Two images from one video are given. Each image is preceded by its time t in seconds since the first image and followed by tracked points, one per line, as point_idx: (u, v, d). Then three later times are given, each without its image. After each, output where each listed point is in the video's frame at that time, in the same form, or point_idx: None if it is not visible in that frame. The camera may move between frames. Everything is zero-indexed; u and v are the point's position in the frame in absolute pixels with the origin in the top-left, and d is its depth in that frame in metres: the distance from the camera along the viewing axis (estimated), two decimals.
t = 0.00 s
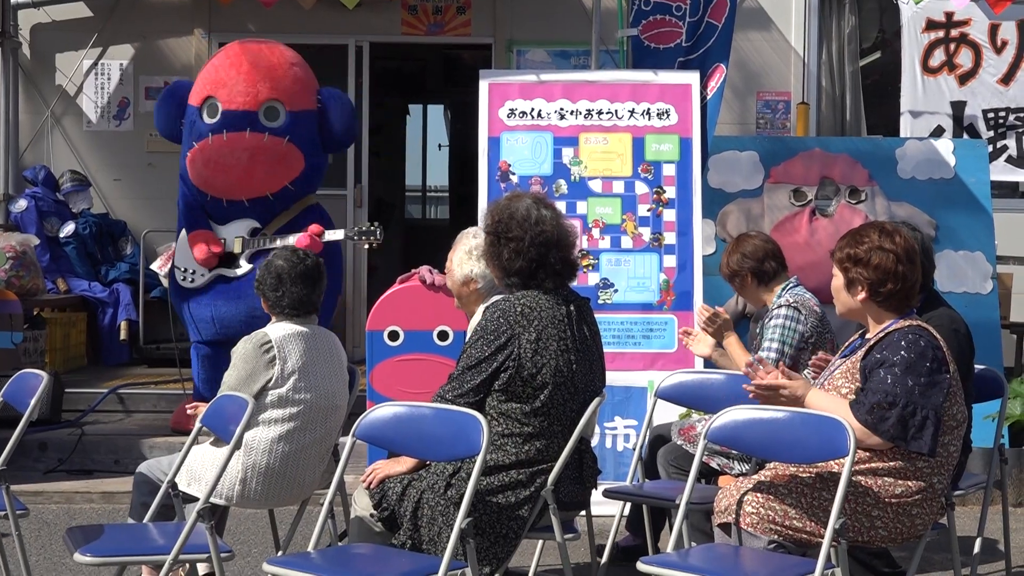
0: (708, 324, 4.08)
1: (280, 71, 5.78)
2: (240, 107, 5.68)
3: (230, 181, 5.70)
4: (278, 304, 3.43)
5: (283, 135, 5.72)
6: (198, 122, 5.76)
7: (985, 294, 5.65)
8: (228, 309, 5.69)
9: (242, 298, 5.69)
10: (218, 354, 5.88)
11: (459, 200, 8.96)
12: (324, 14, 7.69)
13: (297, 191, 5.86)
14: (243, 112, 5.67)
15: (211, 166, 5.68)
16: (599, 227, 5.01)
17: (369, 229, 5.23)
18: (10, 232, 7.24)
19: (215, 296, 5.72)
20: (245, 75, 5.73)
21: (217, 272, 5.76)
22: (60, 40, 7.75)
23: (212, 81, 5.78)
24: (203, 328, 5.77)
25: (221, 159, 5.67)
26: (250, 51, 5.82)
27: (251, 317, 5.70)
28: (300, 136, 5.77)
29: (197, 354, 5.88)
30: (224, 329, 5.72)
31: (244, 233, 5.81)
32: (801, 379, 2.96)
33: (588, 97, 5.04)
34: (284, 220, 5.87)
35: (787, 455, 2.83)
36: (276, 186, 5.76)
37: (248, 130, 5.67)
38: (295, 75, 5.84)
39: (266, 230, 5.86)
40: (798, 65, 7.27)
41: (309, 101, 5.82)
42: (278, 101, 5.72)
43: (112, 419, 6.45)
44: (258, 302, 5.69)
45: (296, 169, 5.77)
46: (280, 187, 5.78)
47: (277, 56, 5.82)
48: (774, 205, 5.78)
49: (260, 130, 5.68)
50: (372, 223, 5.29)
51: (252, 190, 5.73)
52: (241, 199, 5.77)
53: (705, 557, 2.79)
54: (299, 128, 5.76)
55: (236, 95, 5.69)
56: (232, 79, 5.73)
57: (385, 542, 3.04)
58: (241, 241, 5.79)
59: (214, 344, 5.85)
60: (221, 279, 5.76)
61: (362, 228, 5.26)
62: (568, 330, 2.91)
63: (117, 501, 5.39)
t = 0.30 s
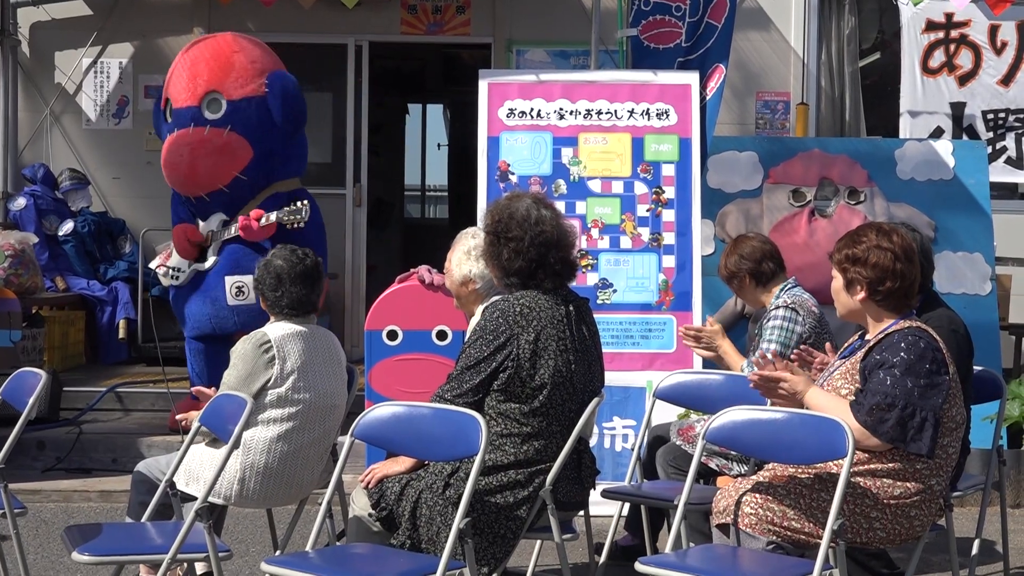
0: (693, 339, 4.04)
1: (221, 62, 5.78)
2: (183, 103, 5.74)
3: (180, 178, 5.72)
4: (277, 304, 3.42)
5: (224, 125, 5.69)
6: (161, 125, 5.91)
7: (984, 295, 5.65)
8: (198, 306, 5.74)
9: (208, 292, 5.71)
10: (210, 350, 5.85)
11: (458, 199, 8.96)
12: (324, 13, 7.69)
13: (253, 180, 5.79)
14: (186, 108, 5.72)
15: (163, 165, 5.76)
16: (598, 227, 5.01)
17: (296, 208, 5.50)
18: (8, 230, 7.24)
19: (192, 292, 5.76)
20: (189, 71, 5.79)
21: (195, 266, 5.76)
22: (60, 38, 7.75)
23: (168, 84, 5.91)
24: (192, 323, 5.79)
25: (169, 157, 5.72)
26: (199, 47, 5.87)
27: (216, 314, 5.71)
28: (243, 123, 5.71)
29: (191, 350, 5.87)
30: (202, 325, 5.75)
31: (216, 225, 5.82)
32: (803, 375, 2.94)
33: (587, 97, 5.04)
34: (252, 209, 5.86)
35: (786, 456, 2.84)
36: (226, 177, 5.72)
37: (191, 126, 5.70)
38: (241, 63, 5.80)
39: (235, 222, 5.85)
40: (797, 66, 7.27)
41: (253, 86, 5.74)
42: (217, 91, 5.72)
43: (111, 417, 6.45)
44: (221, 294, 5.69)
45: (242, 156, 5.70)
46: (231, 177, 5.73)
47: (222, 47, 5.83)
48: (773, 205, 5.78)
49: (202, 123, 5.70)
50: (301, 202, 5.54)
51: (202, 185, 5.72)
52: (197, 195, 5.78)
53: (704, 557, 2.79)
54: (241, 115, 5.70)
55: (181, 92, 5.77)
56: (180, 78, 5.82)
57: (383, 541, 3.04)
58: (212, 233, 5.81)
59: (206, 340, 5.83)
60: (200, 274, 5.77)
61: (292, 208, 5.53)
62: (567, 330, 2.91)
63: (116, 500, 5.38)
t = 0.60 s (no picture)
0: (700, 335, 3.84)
1: (224, 59, 5.78)
2: (186, 102, 5.78)
3: (180, 176, 5.78)
4: (275, 304, 3.42)
5: (222, 125, 5.71)
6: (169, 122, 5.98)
7: (982, 295, 5.65)
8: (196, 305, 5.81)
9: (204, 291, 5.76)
10: (215, 349, 5.84)
11: (456, 198, 8.96)
12: (322, 12, 7.69)
13: (250, 180, 5.78)
14: (188, 107, 5.76)
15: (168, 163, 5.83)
16: (597, 227, 5.01)
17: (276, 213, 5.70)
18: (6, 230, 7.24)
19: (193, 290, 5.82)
20: (194, 68, 5.82)
21: (198, 264, 5.81)
22: (57, 37, 7.74)
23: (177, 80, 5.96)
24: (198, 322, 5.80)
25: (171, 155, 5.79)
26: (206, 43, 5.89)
27: (212, 315, 5.75)
28: (240, 123, 5.71)
29: (196, 347, 5.86)
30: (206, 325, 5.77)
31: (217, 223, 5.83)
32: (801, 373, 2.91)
33: (585, 97, 5.04)
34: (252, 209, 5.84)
35: (783, 456, 2.84)
36: (223, 177, 5.74)
37: (192, 125, 5.74)
38: (244, 61, 5.79)
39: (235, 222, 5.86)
40: (795, 66, 7.28)
41: (252, 86, 5.74)
42: (217, 90, 5.73)
43: (109, 417, 6.45)
44: (216, 293, 5.73)
45: (238, 157, 5.70)
46: (228, 177, 5.75)
47: (227, 45, 5.82)
48: (771, 205, 5.79)
49: (201, 122, 5.73)
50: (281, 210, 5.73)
51: (201, 184, 5.76)
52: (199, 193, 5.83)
53: (701, 557, 2.79)
54: (238, 115, 5.71)
55: (185, 90, 5.80)
56: (186, 75, 5.86)
57: (380, 541, 3.07)
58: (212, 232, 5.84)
59: (211, 336, 5.82)
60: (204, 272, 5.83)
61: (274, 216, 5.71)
62: (564, 330, 2.91)
63: (113, 500, 5.38)
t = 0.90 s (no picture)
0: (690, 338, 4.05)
1: (288, 66, 5.71)
2: (240, 100, 5.64)
3: (226, 174, 5.64)
4: (274, 303, 3.42)
5: (281, 131, 5.64)
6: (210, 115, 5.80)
7: (979, 294, 5.65)
8: (221, 303, 5.74)
9: (235, 292, 5.72)
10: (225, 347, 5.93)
11: (455, 198, 8.97)
12: (320, 12, 7.68)
13: (297, 189, 5.75)
14: (243, 106, 5.64)
15: (209, 157, 5.66)
16: (595, 227, 5.02)
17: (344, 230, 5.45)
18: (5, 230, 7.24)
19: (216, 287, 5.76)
20: (251, 67, 5.70)
21: (223, 261, 5.77)
22: (55, 37, 7.74)
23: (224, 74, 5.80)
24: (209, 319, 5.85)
25: (219, 151, 5.62)
26: (262, 45, 5.79)
27: (241, 315, 5.74)
28: (300, 132, 5.66)
29: (208, 345, 5.93)
30: (220, 322, 5.80)
31: (249, 225, 5.78)
32: (797, 376, 2.96)
33: (583, 97, 5.04)
34: (290, 214, 5.80)
35: (781, 455, 2.84)
36: (273, 183, 5.67)
37: (246, 124, 5.63)
38: (307, 71, 5.74)
39: (269, 226, 5.82)
40: (793, 66, 7.28)
41: (317, 98, 5.70)
42: (278, 96, 5.66)
43: (107, 417, 6.45)
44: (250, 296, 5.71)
45: (292, 165, 5.66)
46: (277, 183, 5.68)
47: (289, 51, 5.76)
48: (769, 205, 5.79)
49: (259, 125, 5.64)
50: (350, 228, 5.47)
51: (249, 185, 5.66)
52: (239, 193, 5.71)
53: (698, 556, 2.79)
54: (299, 124, 5.66)
55: (239, 87, 5.66)
56: (239, 72, 5.72)
57: (379, 541, 3.08)
58: (244, 234, 5.79)
59: (224, 335, 5.91)
60: (225, 271, 5.78)
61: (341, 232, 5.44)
62: (562, 329, 2.91)
63: (112, 499, 5.38)
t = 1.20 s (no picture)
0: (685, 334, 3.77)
1: (325, 78, 5.69)
2: (278, 110, 5.60)
3: (260, 182, 5.63)
4: (273, 304, 3.42)
5: (318, 144, 5.65)
6: (236, 118, 5.69)
7: (977, 295, 5.67)
8: (240, 308, 5.76)
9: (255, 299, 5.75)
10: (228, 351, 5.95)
11: (453, 198, 8.97)
12: (318, 13, 7.68)
13: (324, 199, 5.80)
14: (281, 116, 5.60)
15: (241, 163, 5.62)
16: (592, 227, 5.02)
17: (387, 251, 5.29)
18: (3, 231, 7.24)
19: (231, 293, 5.78)
20: (288, 77, 5.65)
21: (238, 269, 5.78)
22: (53, 38, 7.74)
23: (253, 78, 5.70)
24: (218, 326, 5.84)
25: (254, 159, 5.60)
26: (295, 53, 5.73)
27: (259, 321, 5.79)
28: (335, 147, 5.70)
29: (212, 350, 5.96)
30: (233, 328, 5.81)
31: (266, 234, 5.75)
32: (800, 370, 2.92)
33: (581, 98, 5.04)
34: (310, 224, 5.82)
35: (779, 456, 2.85)
36: (305, 194, 5.71)
37: (283, 135, 5.60)
38: (341, 84, 5.76)
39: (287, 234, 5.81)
40: (791, 66, 7.29)
41: (351, 112, 5.75)
42: (317, 109, 5.65)
43: (105, 418, 6.45)
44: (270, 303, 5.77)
45: (325, 179, 5.71)
46: (308, 195, 5.72)
47: (323, 62, 5.74)
48: (767, 206, 5.79)
49: (297, 136, 5.62)
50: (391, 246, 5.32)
51: (282, 194, 5.67)
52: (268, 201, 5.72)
53: (696, 557, 2.80)
54: (335, 138, 5.69)
55: (277, 97, 5.61)
56: (275, 80, 5.65)
57: (376, 541, 3.07)
58: (262, 243, 5.74)
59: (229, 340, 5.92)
60: (239, 278, 5.80)
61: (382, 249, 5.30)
62: (559, 329, 2.92)
63: (110, 501, 5.39)
